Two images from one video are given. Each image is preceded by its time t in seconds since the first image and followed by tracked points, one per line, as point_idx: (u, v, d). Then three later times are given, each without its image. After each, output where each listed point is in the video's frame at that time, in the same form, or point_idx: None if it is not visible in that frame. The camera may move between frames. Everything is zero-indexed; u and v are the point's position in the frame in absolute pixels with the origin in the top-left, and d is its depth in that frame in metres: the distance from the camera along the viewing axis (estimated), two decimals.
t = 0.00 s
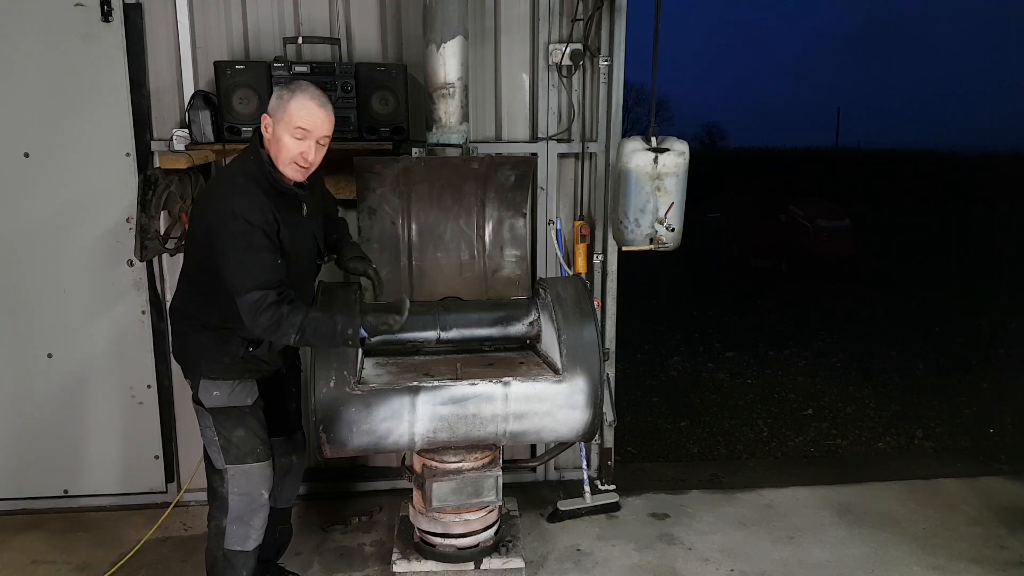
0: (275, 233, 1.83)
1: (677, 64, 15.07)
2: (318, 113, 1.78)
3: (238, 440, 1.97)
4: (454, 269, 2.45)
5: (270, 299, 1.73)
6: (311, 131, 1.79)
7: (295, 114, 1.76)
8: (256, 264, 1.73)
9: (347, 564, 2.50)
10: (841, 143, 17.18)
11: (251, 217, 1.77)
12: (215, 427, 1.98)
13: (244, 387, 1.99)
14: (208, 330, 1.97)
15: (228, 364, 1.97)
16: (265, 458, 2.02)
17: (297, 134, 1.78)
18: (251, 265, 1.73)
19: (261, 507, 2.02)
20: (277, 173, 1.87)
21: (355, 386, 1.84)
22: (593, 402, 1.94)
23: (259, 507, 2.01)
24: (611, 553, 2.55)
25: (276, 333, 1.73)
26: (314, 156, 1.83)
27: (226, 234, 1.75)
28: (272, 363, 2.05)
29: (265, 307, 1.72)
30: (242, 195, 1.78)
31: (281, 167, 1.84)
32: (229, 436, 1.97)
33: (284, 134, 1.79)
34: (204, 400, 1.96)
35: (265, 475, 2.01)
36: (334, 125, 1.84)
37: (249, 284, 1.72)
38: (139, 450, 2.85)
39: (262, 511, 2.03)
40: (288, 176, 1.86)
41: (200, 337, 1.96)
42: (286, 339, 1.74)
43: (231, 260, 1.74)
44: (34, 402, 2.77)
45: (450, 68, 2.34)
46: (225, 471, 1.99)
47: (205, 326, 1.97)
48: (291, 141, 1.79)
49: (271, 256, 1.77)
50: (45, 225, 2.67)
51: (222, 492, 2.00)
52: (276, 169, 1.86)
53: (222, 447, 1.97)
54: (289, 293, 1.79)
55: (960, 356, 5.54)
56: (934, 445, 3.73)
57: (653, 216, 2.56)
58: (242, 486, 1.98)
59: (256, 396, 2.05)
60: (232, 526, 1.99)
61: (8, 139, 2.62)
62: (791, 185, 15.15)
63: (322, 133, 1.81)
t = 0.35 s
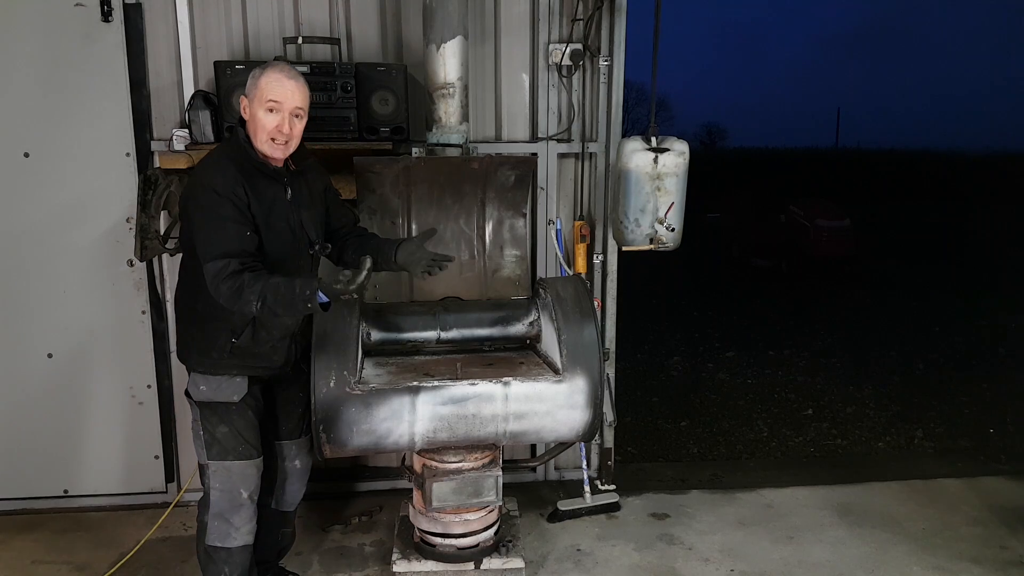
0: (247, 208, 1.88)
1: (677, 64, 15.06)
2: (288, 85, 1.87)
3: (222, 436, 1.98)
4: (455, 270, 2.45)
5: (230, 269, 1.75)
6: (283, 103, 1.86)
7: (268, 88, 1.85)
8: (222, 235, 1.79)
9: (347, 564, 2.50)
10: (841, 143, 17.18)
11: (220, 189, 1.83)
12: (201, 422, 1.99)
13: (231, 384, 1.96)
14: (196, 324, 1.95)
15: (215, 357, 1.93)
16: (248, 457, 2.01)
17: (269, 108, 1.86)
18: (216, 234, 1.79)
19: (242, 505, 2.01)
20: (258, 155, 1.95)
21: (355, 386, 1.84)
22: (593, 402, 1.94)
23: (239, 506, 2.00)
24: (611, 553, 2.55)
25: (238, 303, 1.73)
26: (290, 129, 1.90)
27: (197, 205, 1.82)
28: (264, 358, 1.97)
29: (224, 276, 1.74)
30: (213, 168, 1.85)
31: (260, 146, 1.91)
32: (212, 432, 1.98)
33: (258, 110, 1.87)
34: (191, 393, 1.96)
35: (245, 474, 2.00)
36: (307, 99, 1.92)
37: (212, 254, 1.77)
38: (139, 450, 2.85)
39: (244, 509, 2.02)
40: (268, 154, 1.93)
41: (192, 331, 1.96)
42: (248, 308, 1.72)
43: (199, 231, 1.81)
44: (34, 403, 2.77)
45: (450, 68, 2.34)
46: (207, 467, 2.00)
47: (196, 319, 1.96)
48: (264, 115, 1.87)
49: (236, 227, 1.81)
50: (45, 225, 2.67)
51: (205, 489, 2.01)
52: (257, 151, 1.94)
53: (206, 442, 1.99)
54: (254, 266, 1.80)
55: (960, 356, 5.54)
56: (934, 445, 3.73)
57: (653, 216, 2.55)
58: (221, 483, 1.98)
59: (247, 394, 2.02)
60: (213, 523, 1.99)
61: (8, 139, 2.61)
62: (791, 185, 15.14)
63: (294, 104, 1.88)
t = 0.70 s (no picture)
0: (236, 202, 1.90)
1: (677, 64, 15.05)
2: (291, 85, 1.87)
3: (212, 436, 1.99)
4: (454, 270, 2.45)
5: (212, 257, 1.78)
6: (284, 102, 1.87)
7: (271, 87, 1.85)
8: (206, 227, 1.82)
9: (347, 564, 2.50)
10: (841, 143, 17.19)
11: (209, 180, 1.85)
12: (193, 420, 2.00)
13: (221, 383, 1.96)
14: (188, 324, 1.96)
15: (206, 354, 1.93)
16: (238, 458, 2.01)
17: (272, 107, 1.86)
18: (202, 226, 1.82)
19: (232, 505, 2.01)
20: (257, 154, 1.94)
21: (355, 386, 1.84)
22: (593, 402, 1.94)
23: (227, 506, 2.00)
24: (611, 553, 2.56)
25: (218, 289, 1.75)
26: (291, 128, 1.90)
27: (187, 198, 1.85)
28: (255, 358, 1.96)
29: (206, 263, 1.78)
30: (205, 161, 1.88)
31: (260, 143, 1.91)
32: (203, 431, 1.99)
33: (260, 108, 1.87)
34: (183, 390, 1.98)
35: (235, 473, 2.00)
36: (308, 100, 1.92)
37: (197, 243, 1.81)
38: (139, 450, 2.85)
39: (233, 509, 2.01)
40: (268, 151, 1.92)
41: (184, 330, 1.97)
42: (227, 295, 1.74)
43: (185, 222, 1.84)
44: (33, 402, 2.77)
45: (450, 68, 2.34)
46: (199, 465, 2.01)
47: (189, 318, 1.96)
48: (266, 114, 1.87)
49: (223, 221, 1.85)
50: (45, 224, 2.67)
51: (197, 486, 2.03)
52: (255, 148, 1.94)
53: (196, 440, 1.99)
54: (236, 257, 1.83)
55: (960, 356, 5.54)
56: (934, 445, 3.73)
57: (653, 216, 2.56)
58: (211, 482, 1.99)
59: (240, 393, 2.01)
60: (203, 520, 2.00)
61: (8, 139, 2.61)
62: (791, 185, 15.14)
63: (296, 104, 1.89)
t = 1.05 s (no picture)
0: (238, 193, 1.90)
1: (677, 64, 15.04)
2: (299, 90, 1.87)
3: (221, 438, 1.98)
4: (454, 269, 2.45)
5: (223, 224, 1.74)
6: (294, 109, 1.87)
7: (280, 93, 1.84)
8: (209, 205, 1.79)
9: (347, 564, 2.50)
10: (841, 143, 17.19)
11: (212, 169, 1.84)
12: (199, 424, 1.99)
13: (229, 384, 1.96)
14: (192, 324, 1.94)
15: (212, 354, 1.93)
16: (248, 460, 2.01)
17: (281, 112, 1.86)
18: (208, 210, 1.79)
19: (242, 508, 2.01)
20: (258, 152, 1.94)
21: (355, 385, 1.84)
22: (593, 402, 1.94)
23: (239, 509, 2.00)
24: (611, 553, 2.56)
25: (238, 250, 1.71)
26: (297, 131, 1.92)
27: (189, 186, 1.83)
28: (261, 353, 1.99)
29: (218, 229, 1.73)
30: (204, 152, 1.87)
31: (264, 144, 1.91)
32: (212, 434, 1.97)
33: (267, 112, 1.86)
34: (189, 395, 1.96)
35: (245, 475, 2.00)
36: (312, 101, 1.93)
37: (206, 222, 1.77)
38: (139, 450, 2.85)
39: (244, 512, 2.01)
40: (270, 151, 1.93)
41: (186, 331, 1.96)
42: (249, 252, 1.71)
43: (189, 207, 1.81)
44: (33, 402, 2.77)
45: (450, 68, 2.34)
46: (206, 470, 1.99)
47: (191, 319, 1.94)
48: (274, 118, 1.86)
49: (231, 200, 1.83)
50: (45, 224, 2.67)
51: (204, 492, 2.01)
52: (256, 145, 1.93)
53: (204, 445, 1.98)
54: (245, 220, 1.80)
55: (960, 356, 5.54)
56: (934, 445, 3.73)
57: (653, 216, 2.56)
58: (221, 486, 1.99)
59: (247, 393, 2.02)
60: (213, 526, 1.99)
61: (8, 139, 2.61)
62: (791, 185, 15.14)
63: (303, 108, 1.89)
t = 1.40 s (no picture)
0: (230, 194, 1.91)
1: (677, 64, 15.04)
2: (319, 104, 1.89)
3: (217, 438, 1.98)
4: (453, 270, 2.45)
5: (196, 241, 1.78)
6: (313, 122, 1.89)
7: (303, 107, 1.85)
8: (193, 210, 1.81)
9: (347, 564, 2.50)
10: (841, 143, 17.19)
11: (200, 172, 1.88)
12: (196, 424, 1.99)
13: (225, 384, 1.96)
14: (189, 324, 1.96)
15: (207, 356, 1.94)
16: (244, 460, 2.01)
17: (301, 125, 1.88)
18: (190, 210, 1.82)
19: (236, 508, 2.01)
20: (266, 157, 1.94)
21: (355, 385, 1.84)
22: (593, 402, 1.94)
23: (232, 509, 2.00)
24: (611, 553, 2.56)
25: (202, 270, 1.75)
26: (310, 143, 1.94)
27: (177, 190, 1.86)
28: (257, 356, 1.98)
29: (189, 246, 1.77)
30: (196, 156, 1.91)
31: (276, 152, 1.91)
32: (207, 434, 1.98)
33: (287, 124, 1.86)
34: (187, 394, 1.98)
35: (239, 475, 2.00)
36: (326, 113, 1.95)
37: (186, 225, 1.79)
38: (139, 450, 2.84)
39: (237, 511, 2.01)
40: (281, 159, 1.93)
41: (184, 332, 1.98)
42: (213, 274, 1.75)
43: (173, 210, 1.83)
44: (33, 403, 2.77)
45: (450, 68, 2.34)
46: (201, 469, 2.00)
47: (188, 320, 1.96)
48: (293, 131, 1.87)
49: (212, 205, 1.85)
50: (45, 224, 2.67)
51: (199, 490, 2.02)
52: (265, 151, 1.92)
53: (199, 444, 1.99)
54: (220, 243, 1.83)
55: (960, 356, 5.54)
56: (934, 445, 3.73)
57: (653, 216, 2.56)
58: (215, 485, 1.99)
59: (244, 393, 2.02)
60: (207, 524, 2.00)
61: (8, 139, 2.61)
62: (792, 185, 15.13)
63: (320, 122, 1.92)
